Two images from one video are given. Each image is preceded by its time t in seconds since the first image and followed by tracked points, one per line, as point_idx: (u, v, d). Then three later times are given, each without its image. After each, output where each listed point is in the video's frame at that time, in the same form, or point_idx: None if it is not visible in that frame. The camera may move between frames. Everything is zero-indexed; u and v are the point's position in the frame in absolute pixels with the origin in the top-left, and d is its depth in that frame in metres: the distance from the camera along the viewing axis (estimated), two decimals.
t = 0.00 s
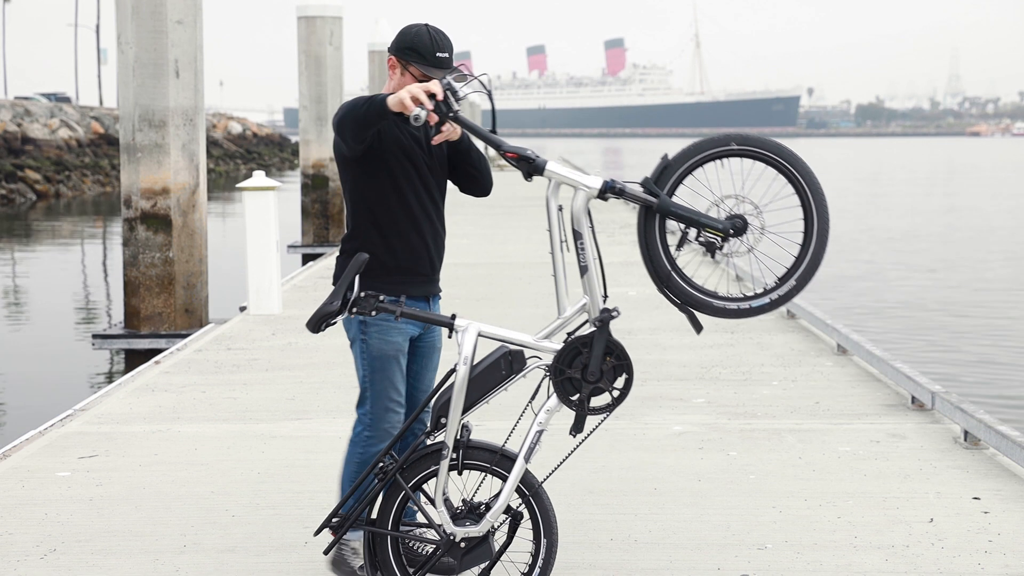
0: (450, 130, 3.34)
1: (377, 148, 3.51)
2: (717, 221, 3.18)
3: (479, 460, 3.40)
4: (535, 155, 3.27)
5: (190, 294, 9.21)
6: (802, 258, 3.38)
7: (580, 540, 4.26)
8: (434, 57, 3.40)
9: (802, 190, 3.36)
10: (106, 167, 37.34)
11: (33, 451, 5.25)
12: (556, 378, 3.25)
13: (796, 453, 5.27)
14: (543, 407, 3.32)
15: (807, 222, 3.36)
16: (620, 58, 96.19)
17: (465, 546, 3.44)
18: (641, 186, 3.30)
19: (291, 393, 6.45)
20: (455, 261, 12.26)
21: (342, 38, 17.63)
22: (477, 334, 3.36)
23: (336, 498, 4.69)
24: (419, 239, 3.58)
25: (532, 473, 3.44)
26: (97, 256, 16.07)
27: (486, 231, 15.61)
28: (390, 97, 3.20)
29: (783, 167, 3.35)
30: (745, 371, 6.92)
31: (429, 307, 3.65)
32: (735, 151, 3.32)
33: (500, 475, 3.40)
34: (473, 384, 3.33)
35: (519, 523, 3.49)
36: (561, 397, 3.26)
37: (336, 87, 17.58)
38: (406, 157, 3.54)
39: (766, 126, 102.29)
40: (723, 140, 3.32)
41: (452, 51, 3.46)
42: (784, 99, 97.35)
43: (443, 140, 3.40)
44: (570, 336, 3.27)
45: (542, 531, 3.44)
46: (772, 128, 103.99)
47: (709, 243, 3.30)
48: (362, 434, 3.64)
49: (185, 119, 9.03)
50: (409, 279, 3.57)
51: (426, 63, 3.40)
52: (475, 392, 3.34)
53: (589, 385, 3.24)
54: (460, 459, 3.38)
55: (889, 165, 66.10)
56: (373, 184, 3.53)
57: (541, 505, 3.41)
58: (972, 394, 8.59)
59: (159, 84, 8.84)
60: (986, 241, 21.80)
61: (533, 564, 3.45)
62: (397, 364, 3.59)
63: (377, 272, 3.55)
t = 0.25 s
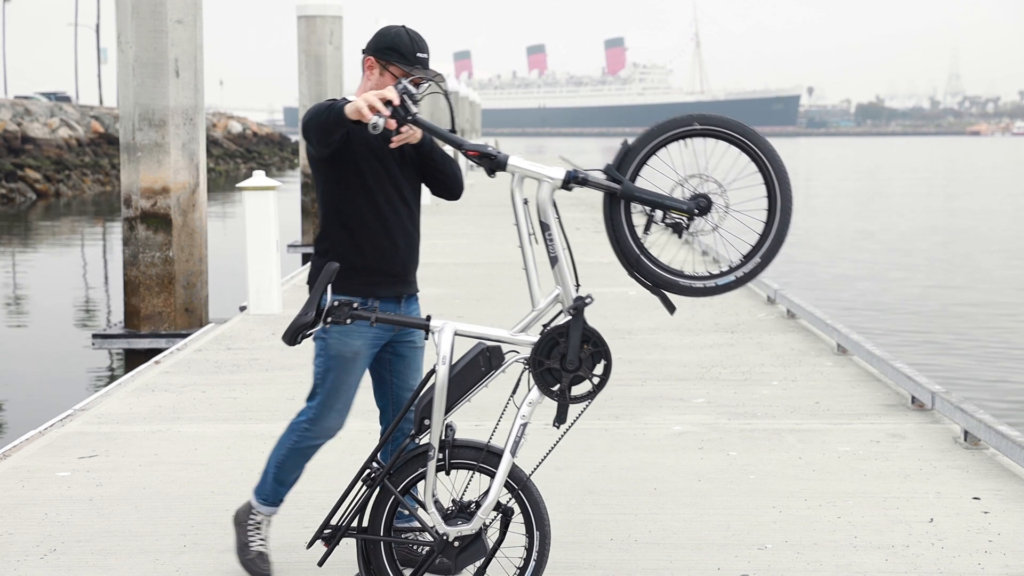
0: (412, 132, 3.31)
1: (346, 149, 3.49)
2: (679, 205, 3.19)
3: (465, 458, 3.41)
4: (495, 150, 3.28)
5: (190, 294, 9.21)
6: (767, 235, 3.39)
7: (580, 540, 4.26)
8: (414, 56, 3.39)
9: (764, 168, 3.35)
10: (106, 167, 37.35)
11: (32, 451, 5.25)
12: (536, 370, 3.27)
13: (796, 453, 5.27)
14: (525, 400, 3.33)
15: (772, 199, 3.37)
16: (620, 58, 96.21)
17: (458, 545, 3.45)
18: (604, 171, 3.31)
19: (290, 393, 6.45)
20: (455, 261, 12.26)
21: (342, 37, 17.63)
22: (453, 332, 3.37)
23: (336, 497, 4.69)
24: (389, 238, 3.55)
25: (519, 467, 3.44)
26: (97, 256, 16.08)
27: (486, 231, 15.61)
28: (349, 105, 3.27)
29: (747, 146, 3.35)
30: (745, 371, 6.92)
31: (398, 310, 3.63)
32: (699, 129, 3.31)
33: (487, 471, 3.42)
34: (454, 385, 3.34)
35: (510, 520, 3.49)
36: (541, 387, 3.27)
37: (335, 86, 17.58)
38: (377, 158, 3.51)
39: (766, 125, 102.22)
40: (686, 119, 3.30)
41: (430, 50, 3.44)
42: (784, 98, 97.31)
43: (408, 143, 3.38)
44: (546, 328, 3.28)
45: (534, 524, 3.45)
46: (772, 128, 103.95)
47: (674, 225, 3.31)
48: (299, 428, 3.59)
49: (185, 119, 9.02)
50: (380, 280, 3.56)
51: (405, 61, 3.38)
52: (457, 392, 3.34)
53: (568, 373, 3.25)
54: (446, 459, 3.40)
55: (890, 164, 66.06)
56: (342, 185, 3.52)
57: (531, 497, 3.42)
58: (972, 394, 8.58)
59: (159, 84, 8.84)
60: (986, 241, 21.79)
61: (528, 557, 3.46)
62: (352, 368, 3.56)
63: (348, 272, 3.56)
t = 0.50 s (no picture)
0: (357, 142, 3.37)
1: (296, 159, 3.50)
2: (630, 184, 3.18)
3: (447, 457, 3.41)
4: (443, 150, 3.26)
5: (190, 293, 9.20)
6: (716, 207, 3.39)
7: (580, 540, 4.26)
8: (377, 66, 3.41)
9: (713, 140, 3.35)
10: (106, 166, 37.37)
11: (32, 451, 5.25)
12: (506, 361, 3.25)
13: (796, 453, 5.27)
14: (500, 392, 3.33)
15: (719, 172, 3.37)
16: (620, 57, 96.21)
17: (447, 544, 3.45)
18: (552, 157, 3.29)
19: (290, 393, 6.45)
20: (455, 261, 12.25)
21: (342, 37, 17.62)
22: (420, 335, 3.39)
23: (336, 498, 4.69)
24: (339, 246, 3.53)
25: (501, 459, 3.44)
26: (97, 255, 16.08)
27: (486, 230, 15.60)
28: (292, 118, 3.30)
29: (695, 120, 3.35)
30: (745, 371, 6.92)
31: (348, 317, 3.63)
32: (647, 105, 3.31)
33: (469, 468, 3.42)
34: (426, 387, 3.34)
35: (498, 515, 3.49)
36: (512, 376, 3.26)
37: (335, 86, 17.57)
38: (326, 166, 3.49)
39: (767, 124, 102.17)
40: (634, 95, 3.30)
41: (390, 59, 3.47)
42: (785, 97, 97.25)
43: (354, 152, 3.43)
44: (511, 317, 3.27)
45: (522, 514, 3.44)
46: (772, 127, 103.89)
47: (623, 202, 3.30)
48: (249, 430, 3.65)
49: (185, 118, 9.02)
50: (330, 288, 3.56)
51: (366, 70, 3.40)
52: (430, 393, 3.35)
53: (539, 361, 3.24)
54: (427, 460, 3.40)
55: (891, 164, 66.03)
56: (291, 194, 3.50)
57: (515, 488, 3.43)
58: (972, 394, 8.57)
59: (159, 83, 8.84)
60: (987, 240, 21.78)
61: (521, 549, 3.46)
62: (299, 374, 3.59)
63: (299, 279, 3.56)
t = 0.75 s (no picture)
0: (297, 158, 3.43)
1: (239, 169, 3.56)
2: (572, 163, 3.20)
3: (424, 457, 3.41)
4: (382, 155, 3.33)
5: (190, 293, 9.20)
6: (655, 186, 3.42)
7: (581, 540, 4.26)
8: (336, 74, 3.51)
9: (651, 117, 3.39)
10: (106, 165, 37.37)
11: (33, 451, 5.25)
12: (473, 353, 3.24)
13: (796, 453, 5.27)
14: (470, 386, 3.32)
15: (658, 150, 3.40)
16: (620, 56, 96.16)
17: (437, 544, 3.42)
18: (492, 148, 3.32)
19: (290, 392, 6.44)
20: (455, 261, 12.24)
21: (342, 36, 17.61)
22: (382, 340, 3.42)
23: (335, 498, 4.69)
24: (282, 251, 3.63)
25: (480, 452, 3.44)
26: (97, 254, 16.07)
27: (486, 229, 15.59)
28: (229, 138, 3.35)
29: (633, 98, 3.38)
30: (745, 371, 6.92)
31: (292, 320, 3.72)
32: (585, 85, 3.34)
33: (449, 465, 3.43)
34: (394, 390, 3.36)
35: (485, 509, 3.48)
36: (480, 369, 3.26)
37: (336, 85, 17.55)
38: (271, 175, 3.58)
39: (767, 124, 102.14)
40: (573, 75, 3.33)
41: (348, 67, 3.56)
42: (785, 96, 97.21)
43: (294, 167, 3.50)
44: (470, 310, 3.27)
45: (508, 504, 3.43)
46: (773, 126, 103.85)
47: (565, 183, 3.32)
48: (212, 433, 3.74)
49: (185, 117, 9.02)
50: (273, 291, 3.66)
51: (326, 77, 3.49)
52: (399, 394, 3.38)
53: (504, 350, 3.24)
54: (407, 462, 3.40)
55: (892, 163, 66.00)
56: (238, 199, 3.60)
57: (497, 479, 3.42)
58: (973, 395, 8.56)
59: (159, 82, 8.84)
60: (988, 240, 21.77)
61: (511, 539, 3.45)
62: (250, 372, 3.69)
63: (241, 282, 3.64)
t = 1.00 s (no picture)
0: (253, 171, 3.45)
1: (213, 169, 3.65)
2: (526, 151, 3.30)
3: (409, 456, 3.43)
4: (338, 162, 3.38)
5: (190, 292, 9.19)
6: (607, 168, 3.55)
7: (581, 540, 4.26)
8: (307, 73, 3.53)
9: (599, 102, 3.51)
10: (106, 165, 37.34)
11: (33, 451, 5.25)
12: (446, 349, 3.27)
13: (796, 453, 5.27)
14: (447, 382, 3.32)
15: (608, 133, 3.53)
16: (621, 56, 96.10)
17: (430, 540, 3.41)
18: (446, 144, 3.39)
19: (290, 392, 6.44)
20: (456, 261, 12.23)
21: (342, 35, 17.60)
22: (356, 344, 3.44)
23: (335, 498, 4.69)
24: (255, 248, 3.73)
25: (463, 446, 3.44)
26: (97, 253, 16.06)
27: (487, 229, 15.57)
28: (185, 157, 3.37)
29: (583, 85, 3.50)
30: (745, 371, 6.91)
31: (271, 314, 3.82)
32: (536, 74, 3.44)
33: (435, 462, 3.44)
34: (372, 393, 3.39)
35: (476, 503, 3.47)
36: (456, 363, 3.28)
37: (336, 84, 17.54)
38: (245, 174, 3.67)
39: (768, 123, 102.09)
40: (523, 63, 3.43)
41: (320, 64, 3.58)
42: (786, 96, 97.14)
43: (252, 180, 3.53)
44: (440, 306, 3.29)
45: (496, 495, 3.42)
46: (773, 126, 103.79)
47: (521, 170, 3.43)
48: (202, 432, 3.79)
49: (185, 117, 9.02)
50: (249, 286, 3.74)
51: (298, 76, 3.52)
52: (377, 394, 3.40)
53: (477, 342, 3.26)
54: (391, 462, 3.41)
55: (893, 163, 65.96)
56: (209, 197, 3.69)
57: (483, 471, 3.42)
58: (974, 395, 8.55)
59: (159, 82, 8.83)
60: (989, 240, 21.75)
61: (503, 529, 3.44)
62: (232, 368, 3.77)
63: (216, 279, 3.73)
